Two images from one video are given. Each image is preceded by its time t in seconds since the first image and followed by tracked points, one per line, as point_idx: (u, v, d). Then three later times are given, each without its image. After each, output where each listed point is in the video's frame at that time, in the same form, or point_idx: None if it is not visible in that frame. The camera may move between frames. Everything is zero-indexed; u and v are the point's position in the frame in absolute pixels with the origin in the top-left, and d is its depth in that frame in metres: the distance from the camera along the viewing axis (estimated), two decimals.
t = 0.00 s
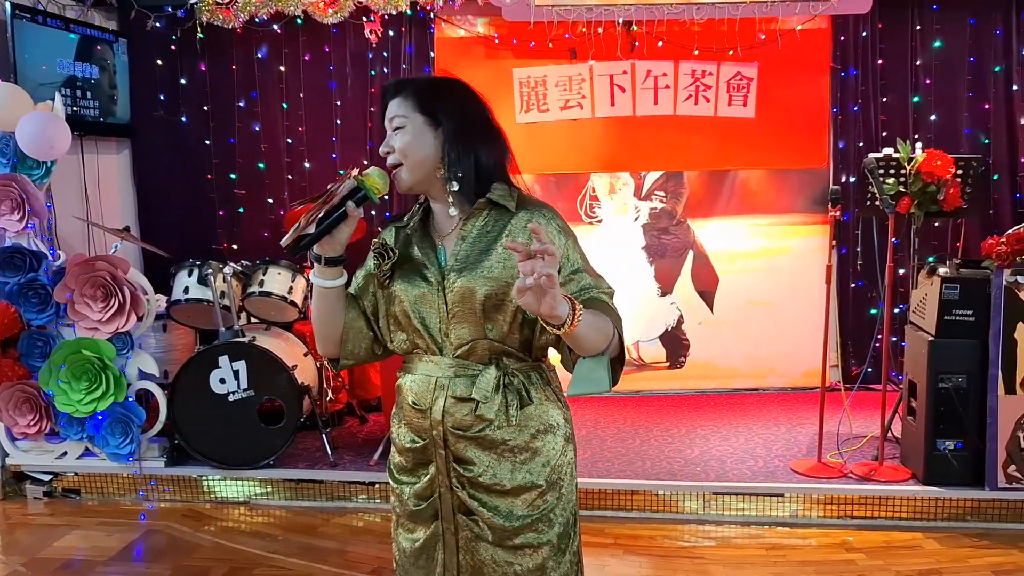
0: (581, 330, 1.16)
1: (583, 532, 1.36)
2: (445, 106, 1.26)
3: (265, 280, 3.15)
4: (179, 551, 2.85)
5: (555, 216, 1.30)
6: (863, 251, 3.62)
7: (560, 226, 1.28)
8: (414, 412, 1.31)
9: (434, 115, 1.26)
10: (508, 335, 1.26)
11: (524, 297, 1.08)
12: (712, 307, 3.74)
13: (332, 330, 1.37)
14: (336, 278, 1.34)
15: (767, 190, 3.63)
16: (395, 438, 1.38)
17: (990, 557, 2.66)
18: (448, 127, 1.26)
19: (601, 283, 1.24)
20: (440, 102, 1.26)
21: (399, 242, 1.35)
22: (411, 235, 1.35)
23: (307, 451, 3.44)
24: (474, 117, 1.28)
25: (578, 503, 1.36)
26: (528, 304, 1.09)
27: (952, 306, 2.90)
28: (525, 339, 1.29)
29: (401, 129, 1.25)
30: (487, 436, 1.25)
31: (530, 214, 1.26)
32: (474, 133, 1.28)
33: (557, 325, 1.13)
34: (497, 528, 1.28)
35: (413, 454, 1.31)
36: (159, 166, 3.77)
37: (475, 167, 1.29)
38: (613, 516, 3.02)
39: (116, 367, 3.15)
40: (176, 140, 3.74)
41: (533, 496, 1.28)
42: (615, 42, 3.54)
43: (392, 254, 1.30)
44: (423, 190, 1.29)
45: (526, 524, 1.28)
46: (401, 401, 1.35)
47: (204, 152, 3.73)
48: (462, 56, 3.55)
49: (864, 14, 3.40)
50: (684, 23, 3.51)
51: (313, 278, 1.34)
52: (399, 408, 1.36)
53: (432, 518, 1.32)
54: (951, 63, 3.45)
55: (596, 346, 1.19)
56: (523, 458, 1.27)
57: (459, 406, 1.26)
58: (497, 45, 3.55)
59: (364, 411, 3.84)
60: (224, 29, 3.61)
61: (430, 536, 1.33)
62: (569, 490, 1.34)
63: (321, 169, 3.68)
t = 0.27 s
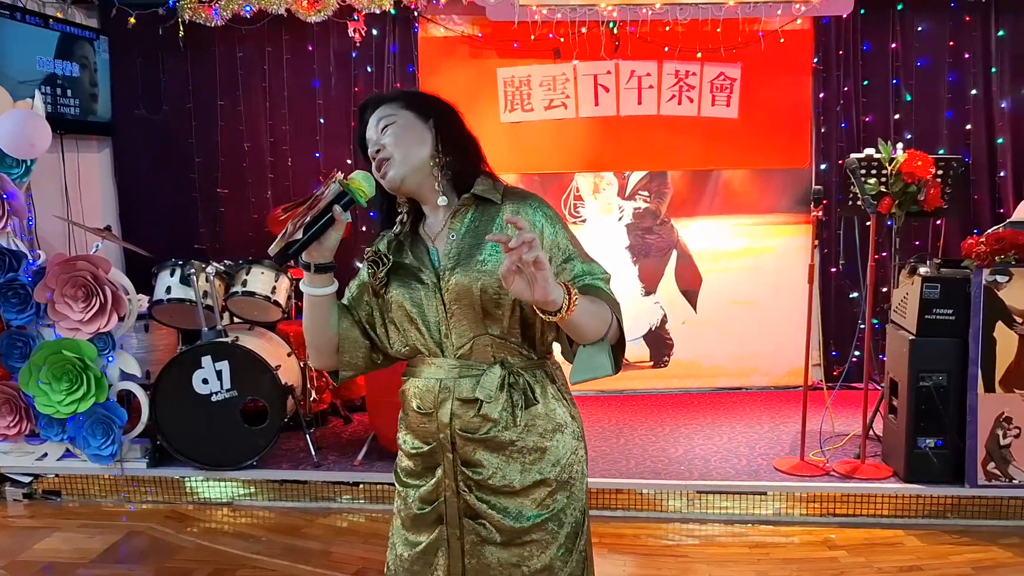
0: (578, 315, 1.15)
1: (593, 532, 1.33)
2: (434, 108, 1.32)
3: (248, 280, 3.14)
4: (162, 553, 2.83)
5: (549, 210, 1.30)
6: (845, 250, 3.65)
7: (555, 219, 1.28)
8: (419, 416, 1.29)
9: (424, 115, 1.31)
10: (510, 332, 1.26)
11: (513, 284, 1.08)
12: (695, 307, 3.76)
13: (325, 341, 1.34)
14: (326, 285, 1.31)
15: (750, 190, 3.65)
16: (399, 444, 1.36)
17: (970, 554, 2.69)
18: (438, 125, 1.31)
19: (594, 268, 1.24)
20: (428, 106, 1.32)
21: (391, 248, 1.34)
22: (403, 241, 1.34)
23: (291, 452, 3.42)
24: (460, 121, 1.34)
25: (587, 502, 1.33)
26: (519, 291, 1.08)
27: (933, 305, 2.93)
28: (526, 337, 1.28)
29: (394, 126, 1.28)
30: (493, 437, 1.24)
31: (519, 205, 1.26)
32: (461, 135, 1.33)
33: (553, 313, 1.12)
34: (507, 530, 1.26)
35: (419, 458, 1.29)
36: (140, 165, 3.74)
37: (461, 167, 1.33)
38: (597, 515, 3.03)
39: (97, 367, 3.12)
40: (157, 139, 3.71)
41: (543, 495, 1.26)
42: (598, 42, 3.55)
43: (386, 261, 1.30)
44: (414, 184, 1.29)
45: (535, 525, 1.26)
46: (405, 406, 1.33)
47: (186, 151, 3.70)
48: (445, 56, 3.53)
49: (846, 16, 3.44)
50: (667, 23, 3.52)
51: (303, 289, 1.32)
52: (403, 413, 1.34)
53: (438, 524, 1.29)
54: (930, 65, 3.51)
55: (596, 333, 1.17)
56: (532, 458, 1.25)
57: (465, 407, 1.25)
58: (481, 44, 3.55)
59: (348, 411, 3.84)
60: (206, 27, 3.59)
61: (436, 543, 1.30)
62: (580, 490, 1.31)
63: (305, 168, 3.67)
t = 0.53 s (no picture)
0: (608, 306, 1.15)
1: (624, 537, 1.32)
2: (442, 116, 1.32)
3: (232, 280, 3.12)
4: (145, 555, 2.81)
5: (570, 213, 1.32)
6: (827, 250, 3.69)
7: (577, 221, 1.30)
8: (451, 424, 1.28)
9: (432, 123, 1.30)
10: (542, 336, 1.26)
11: (542, 269, 1.09)
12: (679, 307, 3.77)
13: (347, 355, 1.35)
14: (342, 295, 1.32)
15: (734, 190, 3.68)
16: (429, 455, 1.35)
17: (951, 550, 2.72)
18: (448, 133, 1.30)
19: (621, 264, 1.23)
20: (437, 113, 1.32)
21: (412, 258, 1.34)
22: (423, 251, 1.34)
23: (275, 453, 3.42)
24: (470, 125, 1.33)
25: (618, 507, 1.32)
26: (550, 277, 1.09)
27: (914, 305, 2.95)
28: (556, 341, 1.28)
29: (403, 137, 1.28)
30: (529, 441, 1.23)
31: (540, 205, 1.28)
32: (473, 139, 1.33)
33: (584, 301, 1.13)
34: (542, 537, 1.24)
35: (453, 466, 1.28)
36: (123, 165, 3.72)
37: (475, 170, 1.33)
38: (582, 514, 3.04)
39: (80, 368, 3.10)
40: (140, 138, 3.69)
41: (577, 500, 1.25)
42: (583, 42, 3.57)
43: (406, 274, 1.30)
44: (428, 194, 1.29)
45: (570, 530, 1.24)
46: (436, 415, 1.32)
47: (169, 151, 3.69)
48: (429, 56, 3.53)
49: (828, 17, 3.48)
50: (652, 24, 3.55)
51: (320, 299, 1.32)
52: (433, 423, 1.33)
53: (471, 535, 1.27)
54: (911, 67, 3.57)
55: (625, 326, 1.18)
56: (568, 462, 1.24)
57: (499, 412, 1.24)
58: (466, 44, 3.55)
59: (333, 411, 3.84)
60: (189, 26, 3.57)
61: (469, 554, 1.27)
62: (614, 495, 1.30)
63: (288, 168, 3.66)
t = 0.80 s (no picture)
0: (643, 318, 1.13)
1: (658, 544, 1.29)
2: (462, 119, 1.25)
3: (217, 281, 3.11)
4: (131, 557, 2.79)
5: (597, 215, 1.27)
6: (811, 249, 3.75)
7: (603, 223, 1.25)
8: (478, 434, 1.26)
9: (452, 128, 1.24)
10: (568, 344, 1.22)
11: (578, 283, 1.06)
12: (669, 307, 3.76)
13: (375, 366, 1.31)
14: (369, 307, 1.29)
15: (718, 190, 3.74)
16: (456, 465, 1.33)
17: (935, 547, 2.74)
18: (469, 138, 1.24)
19: (651, 271, 1.19)
20: (458, 115, 1.26)
21: (435, 266, 1.30)
22: (446, 258, 1.30)
23: (262, 453, 3.41)
24: (493, 126, 1.26)
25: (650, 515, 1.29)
26: (586, 292, 1.06)
27: (896, 304, 2.98)
28: (582, 348, 1.25)
29: (422, 148, 1.23)
30: (556, 451, 1.21)
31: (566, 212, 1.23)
32: (496, 141, 1.26)
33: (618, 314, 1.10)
34: (574, 547, 1.22)
35: (480, 477, 1.26)
36: (107, 165, 3.70)
37: (500, 176, 1.26)
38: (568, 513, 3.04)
39: (64, 369, 3.08)
40: (125, 138, 3.68)
41: (608, 510, 1.22)
42: (570, 42, 3.58)
43: (429, 281, 1.26)
44: (448, 202, 1.25)
45: (602, 541, 1.22)
46: (463, 425, 1.29)
47: (154, 150, 3.68)
48: (416, 56, 3.54)
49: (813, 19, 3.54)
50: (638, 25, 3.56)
51: (347, 312, 1.29)
52: (459, 431, 1.31)
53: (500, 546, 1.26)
54: (895, 67, 3.64)
55: (659, 336, 1.15)
56: (597, 472, 1.21)
57: (525, 422, 1.22)
58: (451, 44, 3.56)
59: (320, 411, 3.84)
60: (174, 25, 3.57)
61: (500, 564, 1.26)
62: (643, 502, 1.27)
63: (275, 168, 3.67)
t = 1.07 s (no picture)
0: (655, 341, 1.04)
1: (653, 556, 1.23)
2: (479, 107, 1.17)
3: (201, 280, 3.09)
4: (113, 559, 2.75)
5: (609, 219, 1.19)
6: (797, 248, 3.76)
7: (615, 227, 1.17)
8: (472, 434, 1.19)
9: (468, 117, 1.16)
10: (566, 351, 1.15)
11: (592, 297, 0.98)
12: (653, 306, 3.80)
13: (378, 352, 1.27)
14: (377, 294, 1.24)
15: (705, 188, 3.75)
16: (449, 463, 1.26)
17: (919, 544, 2.74)
18: (484, 128, 1.16)
19: (664, 287, 1.09)
20: (478, 103, 1.17)
21: (445, 258, 1.25)
22: (456, 249, 1.25)
23: (247, 454, 3.39)
24: (513, 117, 1.18)
25: (646, 527, 1.22)
26: (596, 304, 0.98)
27: (881, 301, 2.99)
28: (583, 352, 1.17)
29: (435, 136, 1.16)
30: (550, 456, 1.13)
31: (584, 216, 1.15)
32: (513, 133, 1.17)
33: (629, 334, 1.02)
34: (563, 556, 1.15)
35: (472, 477, 1.19)
36: (90, 164, 3.68)
37: (514, 169, 1.17)
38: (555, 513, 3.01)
39: (46, 370, 3.06)
40: (108, 137, 3.66)
41: (600, 519, 1.15)
42: (555, 41, 3.60)
43: (437, 271, 1.21)
44: (458, 195, 1.18)
45: (593, 551, 1.15)
46: (458, 424, 1.22)
47: (137, 150, 3.67)
48: (401, 54, 3.57)
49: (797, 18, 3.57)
50: (623, 24, 3.59)
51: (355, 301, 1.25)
52: (454, 430, 1.24)
53: (489, 550, 1.19)
54: (878, 67, 3.68)
55: (666, 361, 1.07)
56: (590, 480, 1.14)
57: (519, 425, 1.14)
58: (437, 43, 3.58)
59: (305, 412, 3.83)
60: (157, 24, 3.57)
61: (491, 568, 1.18)
62: (638, 512, 1.20)
63: (259, 167, 3.67)
